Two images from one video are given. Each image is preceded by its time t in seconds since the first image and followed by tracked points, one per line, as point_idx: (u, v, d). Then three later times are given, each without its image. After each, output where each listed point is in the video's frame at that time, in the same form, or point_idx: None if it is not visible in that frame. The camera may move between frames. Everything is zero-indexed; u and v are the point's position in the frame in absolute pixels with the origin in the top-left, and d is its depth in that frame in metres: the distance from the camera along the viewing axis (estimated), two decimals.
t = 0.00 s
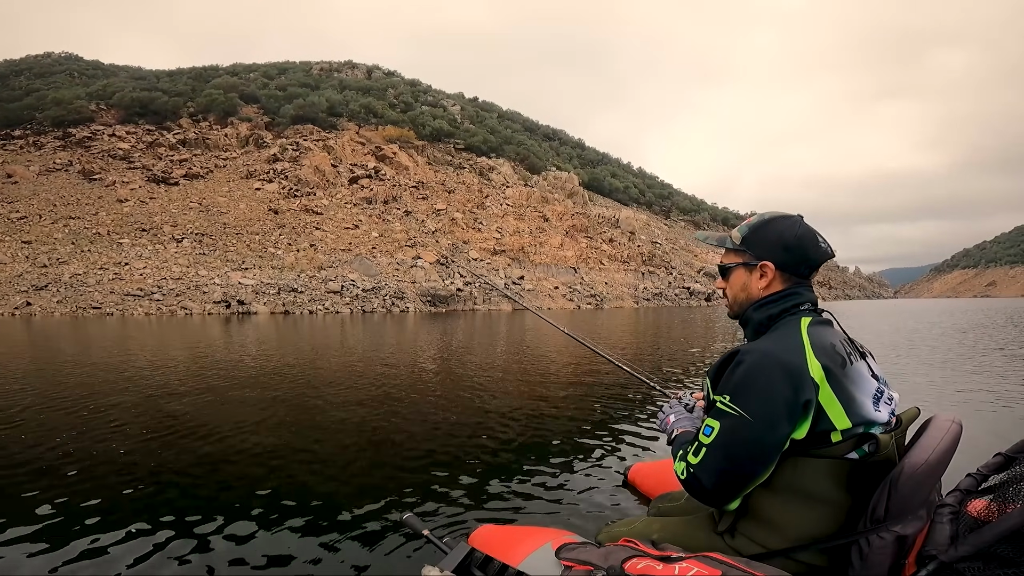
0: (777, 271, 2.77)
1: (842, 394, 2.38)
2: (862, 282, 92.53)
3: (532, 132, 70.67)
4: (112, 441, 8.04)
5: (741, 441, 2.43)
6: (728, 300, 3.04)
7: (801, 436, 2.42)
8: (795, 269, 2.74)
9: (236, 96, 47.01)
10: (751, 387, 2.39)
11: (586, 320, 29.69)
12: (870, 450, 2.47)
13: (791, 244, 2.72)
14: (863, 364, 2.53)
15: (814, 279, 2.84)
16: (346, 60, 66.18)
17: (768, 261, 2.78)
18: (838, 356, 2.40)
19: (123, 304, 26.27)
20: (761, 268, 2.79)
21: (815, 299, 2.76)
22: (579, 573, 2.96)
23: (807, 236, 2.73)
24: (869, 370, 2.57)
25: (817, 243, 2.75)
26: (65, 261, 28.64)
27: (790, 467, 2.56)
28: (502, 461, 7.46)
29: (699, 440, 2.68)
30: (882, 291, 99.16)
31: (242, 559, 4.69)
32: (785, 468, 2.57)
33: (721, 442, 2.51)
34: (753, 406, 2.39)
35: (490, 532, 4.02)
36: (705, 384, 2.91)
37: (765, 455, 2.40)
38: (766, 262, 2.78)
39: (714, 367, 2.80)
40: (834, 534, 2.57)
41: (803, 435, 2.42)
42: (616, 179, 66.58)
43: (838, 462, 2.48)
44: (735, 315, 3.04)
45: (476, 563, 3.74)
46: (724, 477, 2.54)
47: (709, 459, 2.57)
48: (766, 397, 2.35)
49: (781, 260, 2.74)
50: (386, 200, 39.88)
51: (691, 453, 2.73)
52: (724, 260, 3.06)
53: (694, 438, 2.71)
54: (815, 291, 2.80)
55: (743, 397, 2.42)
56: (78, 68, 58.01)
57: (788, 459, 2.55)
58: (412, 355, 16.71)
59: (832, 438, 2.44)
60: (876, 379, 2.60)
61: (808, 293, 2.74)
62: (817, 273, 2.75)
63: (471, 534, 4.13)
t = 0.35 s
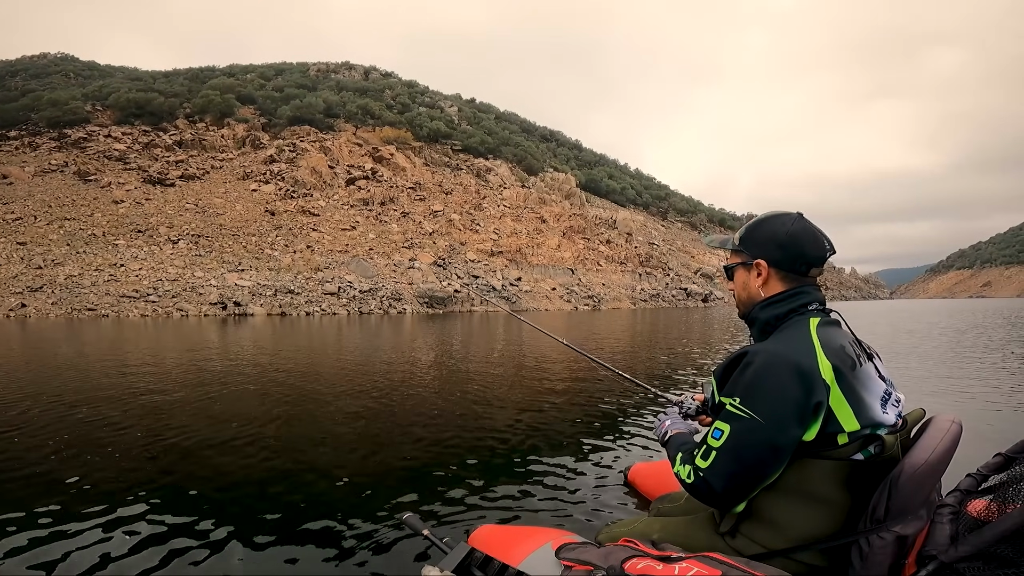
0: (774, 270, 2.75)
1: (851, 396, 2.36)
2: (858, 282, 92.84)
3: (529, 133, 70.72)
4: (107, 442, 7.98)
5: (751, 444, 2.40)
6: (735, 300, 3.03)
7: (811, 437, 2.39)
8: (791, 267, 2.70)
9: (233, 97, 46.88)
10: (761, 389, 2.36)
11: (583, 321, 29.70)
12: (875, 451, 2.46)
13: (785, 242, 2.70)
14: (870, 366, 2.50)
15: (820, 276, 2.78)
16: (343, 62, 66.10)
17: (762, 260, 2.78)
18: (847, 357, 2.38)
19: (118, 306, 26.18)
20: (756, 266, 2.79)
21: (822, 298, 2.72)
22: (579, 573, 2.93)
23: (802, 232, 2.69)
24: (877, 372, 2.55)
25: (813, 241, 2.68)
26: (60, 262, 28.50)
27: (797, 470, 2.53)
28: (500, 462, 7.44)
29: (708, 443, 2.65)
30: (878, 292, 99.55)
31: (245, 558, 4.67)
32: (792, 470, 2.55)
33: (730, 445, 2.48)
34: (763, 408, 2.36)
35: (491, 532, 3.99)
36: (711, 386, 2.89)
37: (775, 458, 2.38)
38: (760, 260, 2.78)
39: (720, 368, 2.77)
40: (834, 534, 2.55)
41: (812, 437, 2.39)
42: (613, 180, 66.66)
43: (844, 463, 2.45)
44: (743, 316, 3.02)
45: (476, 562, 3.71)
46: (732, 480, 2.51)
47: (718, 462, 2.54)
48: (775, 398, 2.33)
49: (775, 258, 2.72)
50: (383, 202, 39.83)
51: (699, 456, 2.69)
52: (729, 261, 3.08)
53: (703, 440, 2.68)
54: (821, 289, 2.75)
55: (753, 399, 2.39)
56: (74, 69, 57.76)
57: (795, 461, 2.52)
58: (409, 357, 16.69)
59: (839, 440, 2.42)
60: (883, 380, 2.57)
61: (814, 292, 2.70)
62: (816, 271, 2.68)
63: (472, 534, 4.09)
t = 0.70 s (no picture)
0: (763, 272, 2.78)
1: (862, 397, 2.34)
2: (858, 284, 92.80)
3: (530, 134, 70.68)
4: (104, 441, 7.93)
5: (761, 444, 2.38)
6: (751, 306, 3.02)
7: (821, 438, 2.37)
8: (778, 268, 2.71)
9: (233, 96, 46.82)
10: (769, 388, 2.35)
11: (583, 321, 29.65)
12: (881, 452, 2.43)
13: (763, 245, 2.74)
14: (878, 366, 2.48)
15: (824, 274, 2.73)
16: (345, 61, 66.04)
17: (750, 265, 2.84)
18: (857, 357, 2.35)
19: (117, 304, 26.13)
20: (747, 271, 2.86)
21: (832, 297, 2.67)
22: (579, 574, 2.91)
23: (782, 233, 2.70)
24: (885, 373, 2.53)
25: (792, 239, 2.67)
26: (59, 259, 28.47)
27: (803, 470, 2.50)
28: (499, 462, 7.41)
29: (717, 444, 2.62)
30: (877, 294, 99.59)
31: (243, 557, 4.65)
32: (796, 471, 2.52)
33: (740, 446, 2.45)
34: (773, 409, 2.33)
35: (490, 531, 3.96)
36: (720, 386, 2.87)
37: (784, 458, 2.36)
38: (749, 265, 2.85)
39: (729, 368, 2.75)
40: (837, 535, 2.53)
41: (821, 438, 2.37)
42: (613, 181, 66.64)
43: (849, 464, 2.43)
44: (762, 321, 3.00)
45: (476, 562, 3.68)
46: (742, 481, 2.49)
47: (727, 464, 2.52)
48: (785, 398, 2.31)
49: (759, 261, 2.78)
50: (383, 201, 39.78)
51: (708, 457, 2.66)
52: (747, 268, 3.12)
53: (712, 441, 2.65)
54: (828, 288, 2.71)
55: (762, 399, 2.37)
56: (75, 67, 57.65)
57: (802, 462, 2.50)
58: (408, 356, 16.67)
59: (847, 442, 2.39)
60: (890, 382, 2.54)
61: (822, 291, 2.67)
62: (802, 267, 2.64)
63: (472, 534, 4.07)
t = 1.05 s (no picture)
0: (771, 271, 2.74)
1: (862, 398, 2.32)
2: (856, 282, 92.98)
3: (528, 132, 70.60)
4: (102, 441, 7.89)
5: (759, 444, 2.36)
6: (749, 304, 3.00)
7: (819, 439, 2.36)
8: (789, 267, 2.68)
9: (230, 95, 46.63)
10: (770, 387, 2.33)
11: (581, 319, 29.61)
12: (882, 453, 2.41)
13: (774, 243, 2.70)
14: (880, 368, 2.46)
15: (825, 275, 2.74)
16: (342, 59, 65.81)
17: (757, 263, 2.79)
18: (859, 358, 2.34)
19: (114, 304, 26.01)
20: (754, 269, 2.81)
21: (833, 296, 2.66)
22: (579, 573, 2.88)
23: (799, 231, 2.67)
24: (887, 374, 2.52)
25: (807, 239, 2.64)
26: (56, 260, 28.35)
27: (801, 470, 2.49)
28: (498, 461, 7.38)
29: (713, 441, 2.61)
30: (874, 292, 99.87)
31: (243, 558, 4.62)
32: (795, 470, 2.51)
33: (737, 444, 2.44)
34: (773, 408, 2.32)
35: (489, 532, 3.94)
36: (720, 384, 2.85)
37: (781, 458, 2.34)
38: (756, 263, 2.79)
39: (730, 367, 2.74)
40: (834, 534, 2.52)
41: (821, 438, 2.35)
42: (611, 179, 66.60)
43: (849, 465, 2.41)
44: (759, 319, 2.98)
45: (476, 562, 3.65)
46: (739, 479, 2.48)
47: (724, 461, 2.50)
48: (785, 398, 2.29)
49: (767, 260, 2.74)
50: (381, 200, 39.69)
51: (704, 455, 2.65)
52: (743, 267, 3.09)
53: (709, 439, 2.63)
54: (830, 288, 2.71)
55: (763, 399, 2.34)
56: (71, 67, 57.37)
57: (801, 462, 2.48)
58: (407, 355, 16.64)
59: (847, 442, 2.38)
60: (892, 382, 2.53)
61: (824, 291, 2.65)
62: (813, 268, 2.63)
63: (472, 534, 4.04)
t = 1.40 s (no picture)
0: (797, 268, 2.67)
1: (862, 396, 2.32)
2: (855, 282, 93.05)
3: (527, 133, 70.64)
4: (100, 443, 7.87)
5: (760, 441, 2.35)
6: (745, 299, 2.95)
7: (820, 437, 2.35)
8: (814, 266, 2.65)
9: (229, 96, 46.60)
10: (771, 384, 2.32)
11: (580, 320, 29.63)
12: (881, 452, 2.42)
13: (805, 240, 2.64)
14: (881, 367, 2.47)
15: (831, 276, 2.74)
16: (341, 60, 65.84)
17: (784, 258, 2.68)
18: (860, 357, 2.34)
19: (112, 305, 25.98)
20: (776, 264, 2.70)
21: (835, 297, 2.67)
22: (579, 574, 2.88)
23: (822, 230, 2.65)
24: (888, 373, 2.52)
25: (832, 240, 2.64)
26: (54, 261, 28.32)
27: (801, 468, 2.49)
28: (497, 462, 7.38)
29: (713, 439, 2.59)
30: (873, 292, 100.02)
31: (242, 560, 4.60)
32: (793, 469, 2.52)
33: (738, 440, 2.43)
34: (774, 405, 2.31)
35: (489, 532, 3.94)
36: (720, 382, 2.84)
37: (780, 455, 2.34)
38: (782, 258, 2.69)
39: (731, 366, 2.73)
40: (834, 533, 2.52)
41: (820, 437, 2.36)
42: (610, 180, 66.67)
43: (850, 463, 2.41)
44: (754, 315, 2.95)
45: (476, 562, 3.65)
46: (738, 476, 2.47)
47: (723, 457, 2.49)
48: (785, 395, 2.29)
49: (797, 256, 2.65)
50: (379, 201, 39.69)
51: (704, 452, 2.63)
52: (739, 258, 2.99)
53: (708, 436, 2.62)
54: (834, 288, 2.72)
55: (764, 396, 2.34)
56: (70, 68, 57.31)
57: (800, 460, 2.48)
58: (405, 356, 16.64)
59: (847, 441, 2.38)
60: (892, 382, 2.53)
61: (827, 291, 2.66)
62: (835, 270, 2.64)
63: (472, 534, 4.04)
